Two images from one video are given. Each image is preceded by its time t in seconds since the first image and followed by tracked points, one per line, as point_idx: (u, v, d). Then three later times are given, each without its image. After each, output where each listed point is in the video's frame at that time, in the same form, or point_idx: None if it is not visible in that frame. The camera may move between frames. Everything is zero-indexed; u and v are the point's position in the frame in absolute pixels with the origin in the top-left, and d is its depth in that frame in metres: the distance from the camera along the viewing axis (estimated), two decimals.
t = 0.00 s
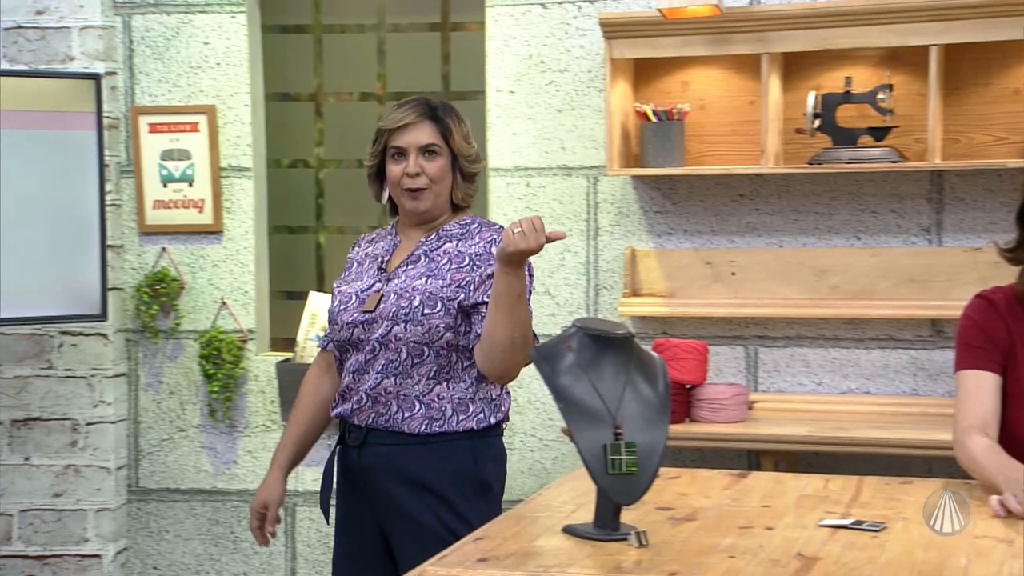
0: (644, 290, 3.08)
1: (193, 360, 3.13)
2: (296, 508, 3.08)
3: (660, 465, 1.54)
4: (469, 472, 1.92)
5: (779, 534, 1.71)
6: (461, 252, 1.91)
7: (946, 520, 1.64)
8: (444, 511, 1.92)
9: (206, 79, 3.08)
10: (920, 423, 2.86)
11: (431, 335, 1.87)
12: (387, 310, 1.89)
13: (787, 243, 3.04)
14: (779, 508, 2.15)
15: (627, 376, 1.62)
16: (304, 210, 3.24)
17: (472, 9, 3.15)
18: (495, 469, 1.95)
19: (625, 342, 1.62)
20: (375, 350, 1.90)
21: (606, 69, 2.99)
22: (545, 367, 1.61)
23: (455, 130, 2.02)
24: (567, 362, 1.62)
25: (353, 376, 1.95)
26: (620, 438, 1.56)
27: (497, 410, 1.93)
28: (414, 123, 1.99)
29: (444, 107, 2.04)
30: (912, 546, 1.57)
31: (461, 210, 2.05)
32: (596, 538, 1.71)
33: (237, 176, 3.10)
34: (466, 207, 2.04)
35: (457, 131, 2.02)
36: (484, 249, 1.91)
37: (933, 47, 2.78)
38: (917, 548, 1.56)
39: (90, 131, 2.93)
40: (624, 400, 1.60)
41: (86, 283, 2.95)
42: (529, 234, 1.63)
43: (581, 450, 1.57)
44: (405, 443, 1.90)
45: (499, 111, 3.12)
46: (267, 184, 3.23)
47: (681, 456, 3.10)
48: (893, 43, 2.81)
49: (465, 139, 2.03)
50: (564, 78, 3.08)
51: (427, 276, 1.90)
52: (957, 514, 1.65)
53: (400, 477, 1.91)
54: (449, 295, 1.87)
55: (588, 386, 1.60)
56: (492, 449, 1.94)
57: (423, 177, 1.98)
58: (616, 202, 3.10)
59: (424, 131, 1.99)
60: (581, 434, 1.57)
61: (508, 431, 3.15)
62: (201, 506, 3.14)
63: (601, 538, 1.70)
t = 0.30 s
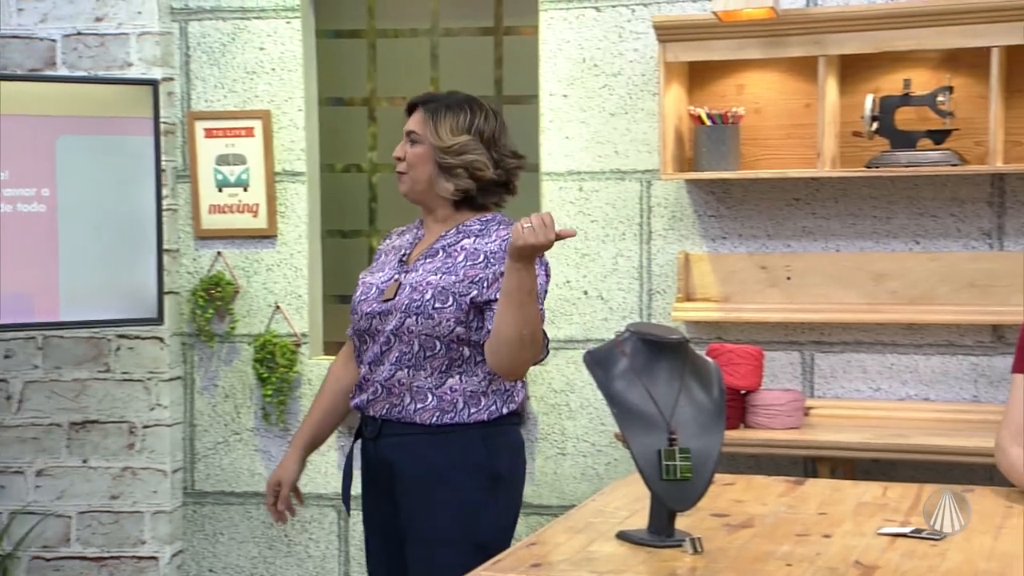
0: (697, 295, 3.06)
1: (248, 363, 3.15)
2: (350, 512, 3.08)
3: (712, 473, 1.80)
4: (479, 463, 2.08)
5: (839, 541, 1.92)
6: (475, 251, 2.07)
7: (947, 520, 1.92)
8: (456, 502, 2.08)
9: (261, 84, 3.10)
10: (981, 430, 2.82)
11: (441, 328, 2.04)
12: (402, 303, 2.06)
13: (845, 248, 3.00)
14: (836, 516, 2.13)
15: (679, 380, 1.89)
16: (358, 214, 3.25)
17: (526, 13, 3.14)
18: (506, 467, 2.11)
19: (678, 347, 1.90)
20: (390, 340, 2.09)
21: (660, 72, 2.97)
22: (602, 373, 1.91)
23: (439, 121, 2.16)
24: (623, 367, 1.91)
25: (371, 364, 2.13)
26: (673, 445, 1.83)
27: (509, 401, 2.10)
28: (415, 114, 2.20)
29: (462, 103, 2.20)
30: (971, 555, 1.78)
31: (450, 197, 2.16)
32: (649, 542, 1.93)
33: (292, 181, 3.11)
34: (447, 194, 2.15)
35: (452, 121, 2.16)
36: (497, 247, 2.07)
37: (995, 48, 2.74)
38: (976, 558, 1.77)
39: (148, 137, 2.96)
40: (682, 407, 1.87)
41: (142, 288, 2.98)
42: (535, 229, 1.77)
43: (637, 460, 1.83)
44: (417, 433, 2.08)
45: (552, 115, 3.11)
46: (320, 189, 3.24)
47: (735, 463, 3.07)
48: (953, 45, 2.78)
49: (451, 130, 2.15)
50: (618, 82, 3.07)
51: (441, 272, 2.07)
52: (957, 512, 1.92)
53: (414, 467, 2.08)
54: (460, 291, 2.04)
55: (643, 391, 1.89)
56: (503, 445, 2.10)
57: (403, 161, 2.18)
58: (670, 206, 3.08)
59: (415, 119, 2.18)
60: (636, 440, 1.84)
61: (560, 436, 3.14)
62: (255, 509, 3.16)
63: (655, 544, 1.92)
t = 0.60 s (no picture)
0: (755, 299, 3.03)
1: (303, 368, 3.17)
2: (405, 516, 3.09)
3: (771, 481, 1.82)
4: (507, 471, 1.99)
5: (901, 549, 1.93)
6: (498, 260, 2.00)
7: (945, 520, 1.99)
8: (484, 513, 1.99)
9: (317, 89, 3.12)
10: None
11: (464, 341, 1.99)
12: (426, 313, 2.03)
13: (905, 252, 2.95)
14: (899, 524, 2.13)
15: (737, 387, 1.90)
16: (413, 219, 3.25)
17: (582, 17, 3.13)
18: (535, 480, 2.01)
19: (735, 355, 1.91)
20: (420, 352, 2.06)
21: (717, 74, 2.94)
22: (659, 378, 1.92)
23: (466, 128, 2.08)
24: (680, 373, 1.92)
25: (408, 374, 2.11)
26: (732, 452, 1.84)
27: (541, 411, 2.02)
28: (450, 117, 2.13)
29: (495, 105, 2.10)
30: None
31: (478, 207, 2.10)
32: (710, 550, 1.92)
33: (347, 186, 3.12)
34: (473, 204, 2.09)
35: (476, 127, 2.08)
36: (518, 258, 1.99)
37: None
38: None
39: (206, 142, 2.97)
40: (739, 414, 1.88)
41: (201, 292, 2.99)
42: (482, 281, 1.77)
43: (693, 466, 1.85)
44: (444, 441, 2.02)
45: (607, 119, 3.09)
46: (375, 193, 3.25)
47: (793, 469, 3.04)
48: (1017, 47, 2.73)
49: (476, 137, 2.07)
50: (674, 86, 3.04)
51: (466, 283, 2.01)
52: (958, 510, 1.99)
53: (442, 474, 2.02)
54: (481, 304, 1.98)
55: (701, 397, 1.89)
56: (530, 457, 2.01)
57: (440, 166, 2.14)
58: (727, 210, 3.04)
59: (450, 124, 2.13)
60: (694, 446, 1.86)
61: (615, 442, 3.11)
62: (311, 512, 3.17)
63: (712, 551, 1.92)
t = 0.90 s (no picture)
0: (819, 302, 2.98)
1: (364, 370, 3.17)
2: (465, 519, 3.09)
3: (835, 482, 1.94)
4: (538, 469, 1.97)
5: (969, 557, 2.01)
6: (528, 271, 1.93)
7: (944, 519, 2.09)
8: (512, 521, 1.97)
9: (378, 92, 3.12)
10: None
11: (497, 352, 1.95)
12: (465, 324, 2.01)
13: (974, 255, 2.90)
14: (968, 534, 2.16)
15: (797, 392, 2.05)
16: (473, 221, 3.25)
17: (644, 17, 3.11)
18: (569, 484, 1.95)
19: (795, 361, 2.06)
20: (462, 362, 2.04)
21: (781, 75, 2.90)
22: (723, 384, 2.07)
23: (507, 137, 2.00)
24: (743, 380, 2.07)
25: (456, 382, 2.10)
26: (795, 457, 1.97)
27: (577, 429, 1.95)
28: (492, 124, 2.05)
29: (536, 111, 2.01)
30: None
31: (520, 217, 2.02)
32: (774, 556, 2.03)
33: (408, 189, 3.13)
34: (515, 215, 2.01)
35: (516, 136, 1.98)
36: (545, 270, 1.92)
37: None
38: None
39: (268, 145, 2.99)
40: (803, 419, 2.02)
41: (263, 293, 3.00)
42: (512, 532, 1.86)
43: (760, 471, 1.98)
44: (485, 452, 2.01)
45: (669, 120, 3.06)
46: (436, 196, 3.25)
47: (857, 475, 3.00)
48: None
49: (516, 147, 1.98)
50: (736, 86, 3.01)
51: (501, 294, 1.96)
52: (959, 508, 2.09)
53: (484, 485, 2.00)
54: (511, 317, 1.92)
55: (763, 403, 2.04)
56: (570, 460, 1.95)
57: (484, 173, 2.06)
58: (791, 212, 3.00)
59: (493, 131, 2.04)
60: (758, 451, 1.99)
61: (676, 445, 3.08)
62: (372, 514, 3.18)
63: (779, 557, 2.02)
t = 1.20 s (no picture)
0: (881, 305, 2.93)
1: (419, 373, 3.17)
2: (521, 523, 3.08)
3: (899, 488, 1.95)
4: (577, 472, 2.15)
5: None
6: (565, 283, 2.13)
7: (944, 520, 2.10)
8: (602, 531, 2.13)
9: (435, 94, 3.12)
10: None
11: (540, 363, 2.15)
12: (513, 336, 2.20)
13: None
14: None
15: (859, 396, 2.05)
16: (529, 224, 3.23)
17: (703, 18, 3.08)
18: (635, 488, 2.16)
19: (857, 365, 2.06)
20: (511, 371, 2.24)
21: (842, 75, 2.85)
22: (783, 387, 2.07)
23: (547, 147, 2.15)
24: (803, 383, 2.07)
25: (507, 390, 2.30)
26: (857, 463, 1.98)
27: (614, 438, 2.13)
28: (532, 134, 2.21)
29: (572, 120, 2.16)
30: None
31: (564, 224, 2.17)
32: (836, 563, 2.01)
33: (464, 191, 3.12)
34: (559, 221, 2.16)
35: (556, 146, 2.14)
36: (580, 282, 2.10)
37: None
38: None
39: (325, 148, 2.97)
40: (864, 424, 2.03)
41: (320, 295, 2.99)
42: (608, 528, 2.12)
43: (820, 476, 1.99)
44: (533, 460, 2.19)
45: (728, 122, 3.02)
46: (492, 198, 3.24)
47: (920, 482, 2.95)
48: None
49: (554, 155, 2.13)
50: (797, 87, 2.97)
51: (541, 308, 2.16)
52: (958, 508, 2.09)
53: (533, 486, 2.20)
54: (552, 330, 2.12)
55: (824, 407, 2.04)
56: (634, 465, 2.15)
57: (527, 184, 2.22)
58: (852, 214, 2.95)
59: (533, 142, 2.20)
60: (820, 456, 2.00)
61: (735, 450, 3.04)
62: (428, 517, 3.17)
63: (841, 564, 2.00)
